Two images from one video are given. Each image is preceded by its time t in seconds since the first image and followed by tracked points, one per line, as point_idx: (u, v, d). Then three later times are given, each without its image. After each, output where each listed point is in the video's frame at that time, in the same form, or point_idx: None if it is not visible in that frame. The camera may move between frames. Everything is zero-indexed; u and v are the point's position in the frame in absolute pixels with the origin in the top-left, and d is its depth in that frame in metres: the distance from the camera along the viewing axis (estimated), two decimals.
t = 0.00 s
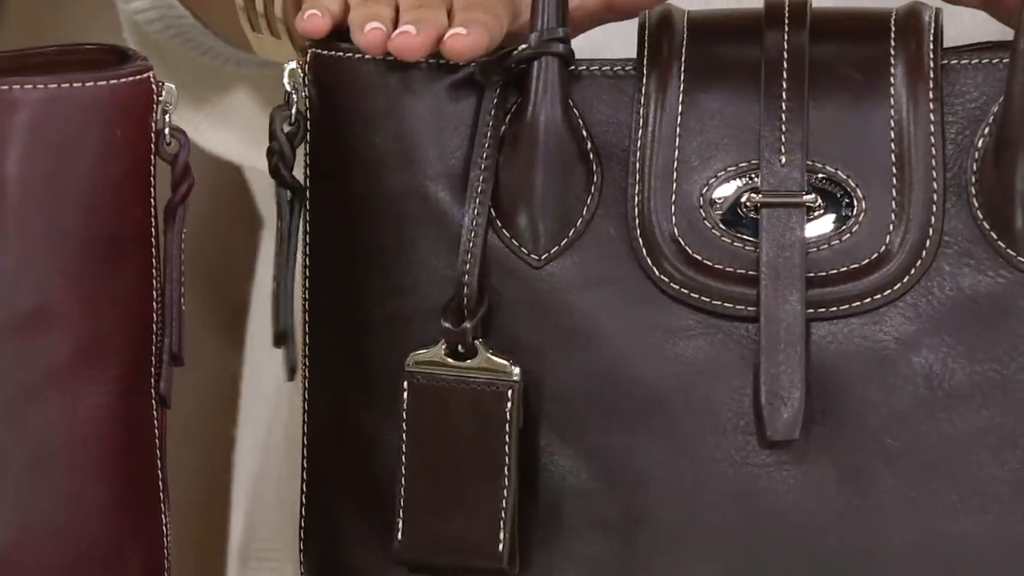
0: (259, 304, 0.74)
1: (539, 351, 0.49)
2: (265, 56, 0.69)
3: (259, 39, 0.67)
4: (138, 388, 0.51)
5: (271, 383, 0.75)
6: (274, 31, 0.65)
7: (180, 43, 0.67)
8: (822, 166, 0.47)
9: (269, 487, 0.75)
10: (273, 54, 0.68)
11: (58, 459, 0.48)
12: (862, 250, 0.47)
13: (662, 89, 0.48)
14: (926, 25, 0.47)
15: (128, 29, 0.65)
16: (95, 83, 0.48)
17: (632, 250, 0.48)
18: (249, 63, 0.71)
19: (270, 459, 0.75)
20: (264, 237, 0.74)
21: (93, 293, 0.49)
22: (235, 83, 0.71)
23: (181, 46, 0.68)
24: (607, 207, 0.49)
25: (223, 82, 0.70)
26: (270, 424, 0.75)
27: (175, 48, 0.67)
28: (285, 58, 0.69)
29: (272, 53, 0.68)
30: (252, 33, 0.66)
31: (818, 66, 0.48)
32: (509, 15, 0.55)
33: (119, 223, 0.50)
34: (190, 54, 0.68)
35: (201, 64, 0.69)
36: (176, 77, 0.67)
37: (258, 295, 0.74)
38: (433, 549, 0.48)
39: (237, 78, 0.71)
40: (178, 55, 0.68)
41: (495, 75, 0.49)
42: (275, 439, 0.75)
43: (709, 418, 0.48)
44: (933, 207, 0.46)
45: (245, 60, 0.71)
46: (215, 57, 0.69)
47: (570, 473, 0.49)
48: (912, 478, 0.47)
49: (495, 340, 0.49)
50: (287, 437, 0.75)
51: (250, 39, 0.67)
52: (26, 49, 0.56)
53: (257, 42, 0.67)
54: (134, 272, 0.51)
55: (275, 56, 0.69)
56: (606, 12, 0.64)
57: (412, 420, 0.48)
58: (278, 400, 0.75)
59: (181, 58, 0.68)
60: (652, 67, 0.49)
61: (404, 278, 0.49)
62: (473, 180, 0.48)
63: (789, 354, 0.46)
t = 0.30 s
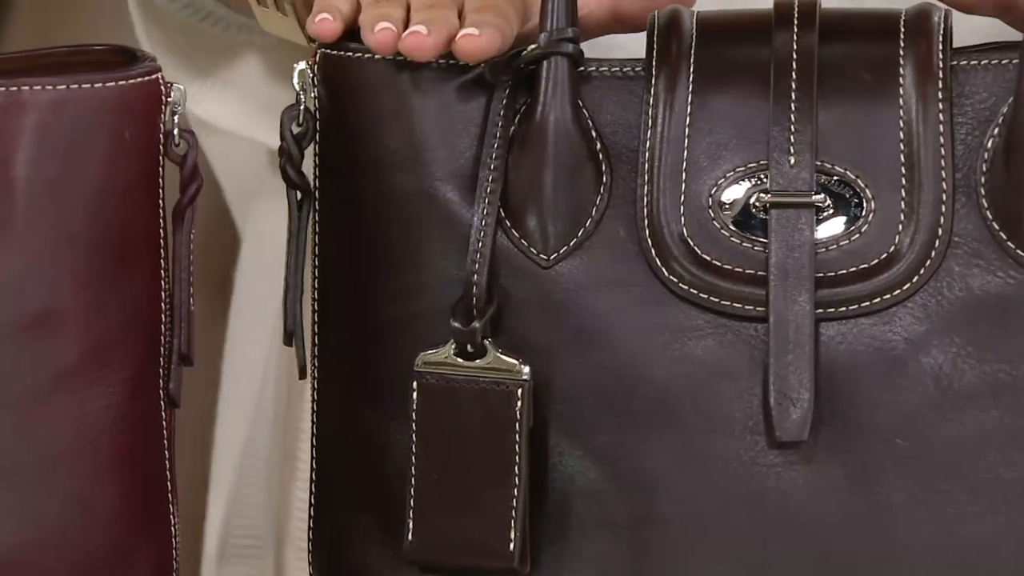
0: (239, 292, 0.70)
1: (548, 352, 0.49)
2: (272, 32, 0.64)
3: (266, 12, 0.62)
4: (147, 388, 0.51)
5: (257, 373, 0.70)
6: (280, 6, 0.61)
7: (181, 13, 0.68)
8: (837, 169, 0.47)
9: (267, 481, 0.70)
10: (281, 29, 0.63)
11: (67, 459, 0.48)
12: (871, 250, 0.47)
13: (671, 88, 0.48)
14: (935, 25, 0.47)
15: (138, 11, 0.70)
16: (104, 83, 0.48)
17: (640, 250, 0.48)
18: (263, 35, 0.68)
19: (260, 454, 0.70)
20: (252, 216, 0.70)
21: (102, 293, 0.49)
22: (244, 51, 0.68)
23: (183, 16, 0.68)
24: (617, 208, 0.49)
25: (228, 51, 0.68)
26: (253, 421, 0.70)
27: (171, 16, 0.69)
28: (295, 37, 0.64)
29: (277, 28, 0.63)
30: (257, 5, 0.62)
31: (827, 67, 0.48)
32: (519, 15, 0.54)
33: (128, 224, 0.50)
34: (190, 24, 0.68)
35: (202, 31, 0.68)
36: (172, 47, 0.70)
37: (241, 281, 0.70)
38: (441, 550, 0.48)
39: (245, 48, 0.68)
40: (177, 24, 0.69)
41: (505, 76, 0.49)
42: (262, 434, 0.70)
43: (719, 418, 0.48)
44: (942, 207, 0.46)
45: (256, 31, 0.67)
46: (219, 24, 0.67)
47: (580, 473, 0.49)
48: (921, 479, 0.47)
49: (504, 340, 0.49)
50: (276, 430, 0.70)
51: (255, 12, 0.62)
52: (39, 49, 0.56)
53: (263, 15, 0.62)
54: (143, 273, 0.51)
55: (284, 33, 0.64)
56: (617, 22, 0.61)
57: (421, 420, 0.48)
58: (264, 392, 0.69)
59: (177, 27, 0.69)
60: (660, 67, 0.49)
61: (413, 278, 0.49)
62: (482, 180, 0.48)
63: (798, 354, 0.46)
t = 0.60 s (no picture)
0: (236, 291, 0.69)
1: (559, 351, 0.49)
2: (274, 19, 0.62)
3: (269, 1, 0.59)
4: (158, 388, 0.51)
5: (256, 371, 0.68)
6: None
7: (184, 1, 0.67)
8: (849, 169, 0.47)
9: (267, 480, 0.69)
10: (287, 21, 0.61)
11: (78, 458, 0.48)
12: (882, 249, 0.47)
13: (682, 87, 0.48)
14: (947, 24, 0.47)
15: None
16: (116, 82, 0.48)
17: (651, 249, 0.48)
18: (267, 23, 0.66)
19: (260, 453, 0.69)
20: (251, 212, 0.68)
21: (113, 292, 0.49)
22: (247, 37, 0.67)
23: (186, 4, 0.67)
24: (628, 207, 0.49)
25: (231, 39, 0.67)
26: (254, 421, 0.69)
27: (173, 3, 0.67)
28: (299, 27, 0.61)
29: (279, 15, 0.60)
30: None
31: (838, 66, 0.48)
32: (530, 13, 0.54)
33: (138, 223, 0.50)
34: (192, 11, 0.68)
35: (204, 19, 0.67)
36: (174, 35, 0.69)
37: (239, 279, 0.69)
38: (452, 549, 0.48)
39: (249, 35, 0.67)
40: (178, 12, 0.68)
41: (516, 74, 0.49)
42: (262, 433, 0.69)
43: (730, 417, 0.48)
44: (953, 206, 0.46)
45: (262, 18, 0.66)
46: (218, 10, 0.67)
47: (591, 472, 0.49)
48: (932, 477, 0.47)
49: (515, 339, 0.49)
50: (276, 430, 0.69)
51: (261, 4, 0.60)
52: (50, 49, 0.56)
53: (268, 3, 0.60)
54: (154, 273, 0.51)
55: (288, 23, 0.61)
56: (624, 22, 0.61)
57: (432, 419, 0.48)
58: (265, 389, 0.69)
59: (181, 16, 0.68)
60: (672, 66, 0.48)
61: (424, 277, 0.49)
62: (493, 179, 0.48)
63: (809, 353, 0.46)
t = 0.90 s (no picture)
0: (253, 292, 0.69)
1: (572, 352, 0.49)
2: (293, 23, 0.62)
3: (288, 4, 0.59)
4: (171, 389, 0.51)
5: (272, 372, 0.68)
6: None
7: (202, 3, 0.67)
8: (862, 169, 0.47)
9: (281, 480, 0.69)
10: (307, 24, 0.61)
11: (91, 459, 0.48)
12: (895, 250, 0.47)
13: (695, 88, 0.48)
14: (960, 25, 0.47)
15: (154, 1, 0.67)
16: (129, 83, 0.48)
17: (664, 249, 0.48)
18: (286, 25, 0.67)
19: (274, 454, 0.69)
20: (268, 214, 0.69)
21: (127, 293, 0.49)
22: (267, 40, 0.67)
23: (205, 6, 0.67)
24: (641, 207, 0.49)
25: (250, 41, 0.67)
26: (270, 420, 0.68)
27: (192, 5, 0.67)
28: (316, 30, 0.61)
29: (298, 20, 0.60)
30: None
31: (852, 67, 0.48)
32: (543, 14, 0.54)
33: (152, 223, 0.50)
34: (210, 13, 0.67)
35: (223, 22, 0.67)
36: (193, 38, 0.68)
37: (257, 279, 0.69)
38: (465, 550, 0.48)
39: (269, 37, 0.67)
40: (196, 14, 0.67)
41: (530, 75, 0.49)
42: (277, 434, 0.69)
43: (743, 418, 0.48)
44: (967, 206, 0.46)
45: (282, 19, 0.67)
46: (237, 13, 0.67)
47: (604, 473, 0.49)
48: (946, 478, 0.47)
49: (528, 339, 0.49)
50: (292, 430, 0.69)
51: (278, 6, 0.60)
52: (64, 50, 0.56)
53: (283, 6, 0.60)
54: (168, 274, 0.51)
55: (304, 25, 0.61)
56: (639, 24, 0.61)
57: (446, 420, 0.48)
58: (280, 390, 0.69)
59: (198, 18, 0.67)
60: (685, 66, 0.48)
61: (437, 277, 0.49)
62: (506, 180, 0.48)
63: (823, 354, 0.46)
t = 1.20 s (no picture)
0: (269, 291, 0.69)
1: (586, 352, 0.49)
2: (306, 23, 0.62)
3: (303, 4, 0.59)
4: (184, 390, 0.51)
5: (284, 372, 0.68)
6: None
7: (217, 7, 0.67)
8: (875, 170, 0.47)
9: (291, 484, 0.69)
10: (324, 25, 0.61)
11: (104, 460, 0.48)
12: (908, 250, 0.47)
13: (708, 89, 0.48)
14: (973, 26, 0.47)
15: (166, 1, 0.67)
16: (142, 84, 0.48)
17: (677, 249, 0.48)
18: (301, 28, 0.67)
19: (285, 456, 0.68)
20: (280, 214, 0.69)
21: (140, 293, 0.49)
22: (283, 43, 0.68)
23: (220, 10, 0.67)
24: (653, 208, 0.49)
25: (264, 43, 0.68)
26: (283, 420, 0.68)
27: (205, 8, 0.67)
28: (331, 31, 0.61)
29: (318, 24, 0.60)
30: None
31: (865, 67, 0.48)
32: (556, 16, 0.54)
33: (165, 223, 0.50)
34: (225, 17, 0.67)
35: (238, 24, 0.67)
36: (206, 40, 0.68)
37: (271, 277, 0.69)
38: (477, 550, 0.48)
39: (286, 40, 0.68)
40: (210, 17, 0.68)
41: (542, 75, 0.49)
42: (289, 435, 0.68)
43: (756, 419, 0.48)
44: (980, 207, 0.46)
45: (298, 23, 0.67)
46: (250, 15, 0.67)
47: (616, 473, 0.49)
48: (959, 478, 0.47)
49: (541, 340, 0.49)
50: (304, 431, 0.68)
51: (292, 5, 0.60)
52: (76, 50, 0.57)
53: (295, 5, 0.60)
54: (180, 275, 0.51)
55: (318, 26, 0.61)
56: (651, 26, 0.61)
57: (458, 420, 0.48)
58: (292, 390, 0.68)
59: (211, 20, 0.68)
60: (698, 67, 0.48)
61: (450, 277, 0.49)
62: (519, 180, 0.48)
63: (835, 355, 0.46)
